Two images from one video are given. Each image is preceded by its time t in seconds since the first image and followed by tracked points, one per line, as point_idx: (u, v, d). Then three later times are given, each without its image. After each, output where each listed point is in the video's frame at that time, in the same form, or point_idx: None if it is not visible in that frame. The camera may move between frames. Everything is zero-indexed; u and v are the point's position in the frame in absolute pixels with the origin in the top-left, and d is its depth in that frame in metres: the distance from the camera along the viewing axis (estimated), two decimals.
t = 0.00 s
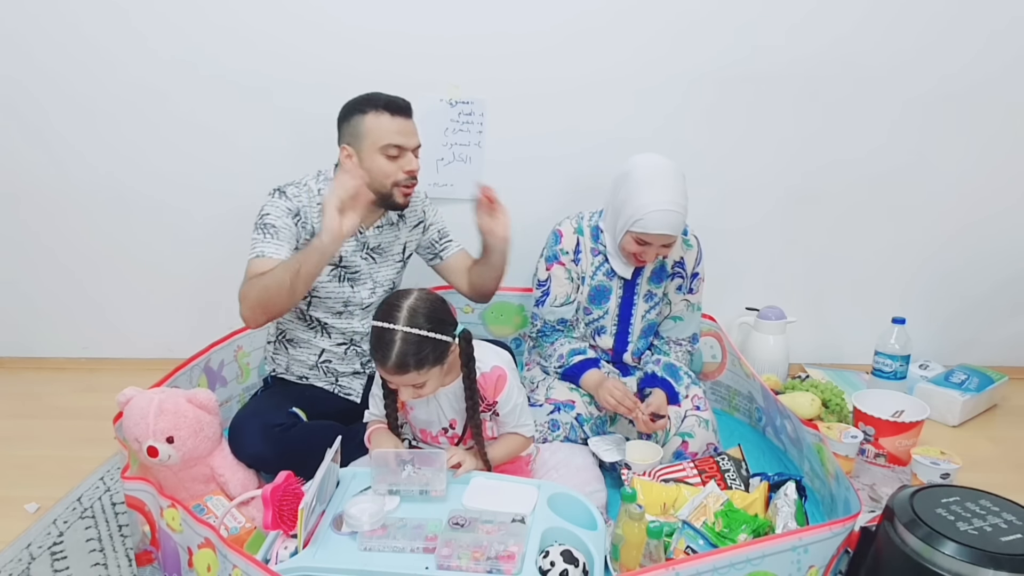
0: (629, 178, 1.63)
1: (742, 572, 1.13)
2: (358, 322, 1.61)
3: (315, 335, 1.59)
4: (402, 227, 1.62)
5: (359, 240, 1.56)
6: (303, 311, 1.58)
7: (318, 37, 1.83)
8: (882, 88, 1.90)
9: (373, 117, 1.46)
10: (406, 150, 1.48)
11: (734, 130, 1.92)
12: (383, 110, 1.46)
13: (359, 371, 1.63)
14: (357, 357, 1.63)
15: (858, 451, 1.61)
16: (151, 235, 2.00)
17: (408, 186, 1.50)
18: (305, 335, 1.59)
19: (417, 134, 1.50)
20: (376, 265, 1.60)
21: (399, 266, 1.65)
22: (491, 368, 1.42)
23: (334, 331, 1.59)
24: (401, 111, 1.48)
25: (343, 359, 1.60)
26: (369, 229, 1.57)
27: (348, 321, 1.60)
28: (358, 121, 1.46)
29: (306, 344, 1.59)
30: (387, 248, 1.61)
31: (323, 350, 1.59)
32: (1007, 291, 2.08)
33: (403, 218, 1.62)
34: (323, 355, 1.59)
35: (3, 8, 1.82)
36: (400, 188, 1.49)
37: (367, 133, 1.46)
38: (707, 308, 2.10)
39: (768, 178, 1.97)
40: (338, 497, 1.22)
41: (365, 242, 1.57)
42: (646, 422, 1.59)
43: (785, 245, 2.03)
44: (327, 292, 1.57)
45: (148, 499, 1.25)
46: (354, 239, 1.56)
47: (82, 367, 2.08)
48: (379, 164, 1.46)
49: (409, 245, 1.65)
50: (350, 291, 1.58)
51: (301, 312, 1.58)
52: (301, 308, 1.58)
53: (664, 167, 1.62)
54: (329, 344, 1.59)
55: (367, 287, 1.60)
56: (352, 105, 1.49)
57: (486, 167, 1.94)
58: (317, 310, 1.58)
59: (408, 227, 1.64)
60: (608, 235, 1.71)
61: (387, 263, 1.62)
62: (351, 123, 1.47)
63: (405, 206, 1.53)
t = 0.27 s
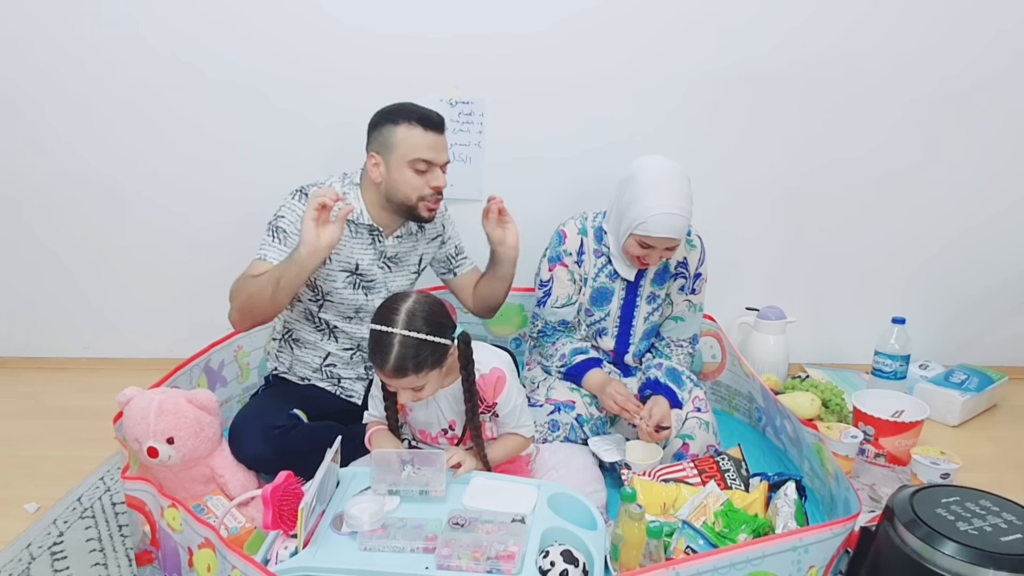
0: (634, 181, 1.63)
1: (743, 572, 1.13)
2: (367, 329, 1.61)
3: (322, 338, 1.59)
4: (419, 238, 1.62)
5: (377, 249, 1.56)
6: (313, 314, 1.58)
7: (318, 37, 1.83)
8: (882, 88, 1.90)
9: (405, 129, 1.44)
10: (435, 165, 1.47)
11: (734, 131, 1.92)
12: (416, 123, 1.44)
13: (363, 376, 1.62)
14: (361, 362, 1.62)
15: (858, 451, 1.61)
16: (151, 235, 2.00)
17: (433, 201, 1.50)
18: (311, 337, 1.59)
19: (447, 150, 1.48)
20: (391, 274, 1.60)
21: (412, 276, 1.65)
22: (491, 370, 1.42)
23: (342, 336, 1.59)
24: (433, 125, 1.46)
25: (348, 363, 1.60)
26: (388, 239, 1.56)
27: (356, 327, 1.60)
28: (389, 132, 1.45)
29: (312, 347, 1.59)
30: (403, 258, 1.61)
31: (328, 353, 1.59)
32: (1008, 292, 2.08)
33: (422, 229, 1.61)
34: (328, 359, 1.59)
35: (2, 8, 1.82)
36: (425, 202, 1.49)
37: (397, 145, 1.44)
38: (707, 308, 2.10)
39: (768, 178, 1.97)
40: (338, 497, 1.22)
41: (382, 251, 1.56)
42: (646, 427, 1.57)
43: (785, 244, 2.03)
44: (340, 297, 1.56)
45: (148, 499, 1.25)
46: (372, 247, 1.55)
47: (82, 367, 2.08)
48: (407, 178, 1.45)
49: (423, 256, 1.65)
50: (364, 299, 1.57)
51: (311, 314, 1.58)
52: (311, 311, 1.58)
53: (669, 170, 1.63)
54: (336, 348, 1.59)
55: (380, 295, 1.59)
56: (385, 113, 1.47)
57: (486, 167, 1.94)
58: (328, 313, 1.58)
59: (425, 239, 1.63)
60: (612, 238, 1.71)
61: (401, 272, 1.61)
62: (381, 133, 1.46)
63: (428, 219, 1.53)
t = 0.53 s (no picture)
0: (633, 180, 1.63)
1: (743, 572, 1.13)
2: (368, 333, 1.62)
3: (322, 340, 1.59)
4: (425, 248, 1.60)
5: (382, 256, 1.55)
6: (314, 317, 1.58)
7: (319, 38, 1.83)
8: (882, 89, 1.90)
9: (416, 137, 1.44)
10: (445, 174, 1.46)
11: (734, 131, 1.92)
12: (426, 132, 1.44)
13: (363, 378, 1.62)
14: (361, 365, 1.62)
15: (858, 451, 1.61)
16: (151, 235, 2.00)
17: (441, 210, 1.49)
18: (312, 339, 1.59)
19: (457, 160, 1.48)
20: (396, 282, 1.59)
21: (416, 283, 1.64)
22: (498, 361, 1.42)
23: (342, 339, 1.60)
24: (444, 134, 1.45)
25: (348, 366, 1.60)
26: (393, 247, 1.55)
27: (357, 331, 1.61)
28: (399, 140, 1.45)
29: (312, 349, 1.59)
30: (409, 266, 1.59)
31: (328, 355, 1.60)
32: (1007, 292, 2.08)
33: (428, 238, 1.59)
34: (328, 361, 1.59)
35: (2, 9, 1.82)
36: (434, 211, 1.48)
37: (407, 153, 1.44)
38: (707, 308, 2.10)
39: (768, 178, 1.97)
40: (338, 496, 1.22)
41: (387, 258, 1.55)
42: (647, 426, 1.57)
43: (785, 244, 2.03)
44: (342, 302, 1.57)
45: (151, 498, 1.25)
46: (377, 255, 1.54)
47: (82, 367, 2.08)
48: (417, 187, 1.45)
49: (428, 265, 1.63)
50: (367, 305, 1.57)
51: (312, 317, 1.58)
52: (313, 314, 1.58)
53: (667, 168, 1.63)
54: (336, 351, 1.60)
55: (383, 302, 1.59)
56: (397, 120, 1.47)
57: (486, 167, 1.94)
58: (329, 317, 1.59)
59: (431, 250, 1.61)
60: (611, 237, 1.71)
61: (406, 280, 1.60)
62: (392, 138, 1.46)
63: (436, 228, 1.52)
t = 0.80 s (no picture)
0: (627, 177, 1.63)
1: (743, 572, 1.13)
2: (370, 333, 1.62)
3: (323, 342, 1.59)
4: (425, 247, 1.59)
5: (381, 257, 1.54)
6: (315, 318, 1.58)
7: (318, 39, 1.83)
8: (882, 89, 1.90)
9: (414, 138, 1.43)
10: (441, 177, 1.46)
11: (734, 132, 1.92)
12: (426, 134, 1.44)
13: (364, 379, 1.62)
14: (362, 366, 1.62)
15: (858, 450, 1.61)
16: (151, 235, 2.00)
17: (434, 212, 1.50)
18: (312, 340, 1.59)
19: (456, 164, 1.48)
20: (396, 281, 1.58)
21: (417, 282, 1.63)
22: (513, 347, 1.46)
23: (343, 340, 1.60)
24: (443, 137, 1.45)
25: (349, 367, 1.60)
26: (392, 247, 1.55)
27: (358, 332, 1.61)
28: (397, 139, 1.44)
29: (313, 350, 1.59)
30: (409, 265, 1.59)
31: (330, 356, 1.60)
32: (1007, 292, 2.08)
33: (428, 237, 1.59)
34: (329, 362, 1.59)
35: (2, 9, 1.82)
36: (427, 213, 1.49)
37: (404, 153, 1.44)
38: (707, 308, 2.10)
39: (768, 178, 1.97)
40: (338, 497, 1.22)
41: (386, 258, 1.55)
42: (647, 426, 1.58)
43: (785, 244, 2.03)
44: (344, 302, 1.57)
45: (145, 499, 1.25)
46: (376, 256, 1.54)
47: (82, 367, 2.08)
48: (412, 188, 1.45)
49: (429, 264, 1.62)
50: (368, 305, 1.58)
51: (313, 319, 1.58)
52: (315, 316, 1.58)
53: (660, 165, 1.63)
54: (337, 351, 1.60)
55: (385, 302, 1.60)
56: (397, 118, 1.46)
57: (486, 167, 1.94)
58: (332, 318, 1.59)
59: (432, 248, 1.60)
60: (608, 234, 1.71)
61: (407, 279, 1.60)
62: (392, 138, 1.46)
63: (429, 229, 1.53)
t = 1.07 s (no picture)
0: (621, 176, 1.63)
1: (743, 573, 1.13)
2: (366, 331, 1.62)
3: (320, 341, 1.59)
4: (416, 244, 1.59)
5: (371, 254, 1.55)
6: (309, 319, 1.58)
7: (318, 39, 1.83)
8: (881, 89, 1.90)
9: (381, 139, 1.39)
10: (406, 180, 1.41)
11: (733, 132, 1.92)
12: (392, 135, 1.39)
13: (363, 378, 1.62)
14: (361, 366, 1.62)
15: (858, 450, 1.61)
16: (151, 235, 2.00)
17: (401, 214, 1.46)
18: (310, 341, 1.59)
19: (425, 168, 1.42)
20: (388, 279, 1.59)
21: (408, 279, 1.64)
22: (525, 335, 1.50)
23: (340, 340, 1.60)
24: (410, 139, 1.39)
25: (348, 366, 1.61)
26: (382, 244, 1.55)
27: (354, 331, 1.61)
28: (368, 138, 1.41)
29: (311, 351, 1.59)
30: (399, 262, 1.59)
31: (328, 356, 1.60)
32: (1007, 292, 2.08)
33: (417, 234, 1.59)
34: (328, 362, 1.59)
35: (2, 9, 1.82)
36: (392, 214, 1.46)
37: (372, 153, 1.41)
38: (707, 308, 2.10)
39: (768, 178, 1.97)
40: (338, 496, 1.22)
41: (376, 256, 1.55)
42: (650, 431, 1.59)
43: (785, 244, 2.03)
44: (337, 302, 1.57)
45: (146, 499, 1.25)
46: (366, 254, 1.54)
47: (82, 367, 2.08)
48: (377, 188, 1.43)
49: (420, 261, 1.63)
50: (362, 304, 1.58)
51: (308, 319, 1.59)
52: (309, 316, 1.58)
53: (654, 163, 1.63)
54: (335, 351, 1.60)
55: (378, 299, 1.60)
56: (374, 115, 1.42)
57: (486, 166, 1.94)
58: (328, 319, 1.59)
59: (422, 245, 1.61)
60: (604, 233, 1.71)
61: (398, 275, 1.61)
62: (365, 135, 1.43)
63: (400, 229, 1.49)
